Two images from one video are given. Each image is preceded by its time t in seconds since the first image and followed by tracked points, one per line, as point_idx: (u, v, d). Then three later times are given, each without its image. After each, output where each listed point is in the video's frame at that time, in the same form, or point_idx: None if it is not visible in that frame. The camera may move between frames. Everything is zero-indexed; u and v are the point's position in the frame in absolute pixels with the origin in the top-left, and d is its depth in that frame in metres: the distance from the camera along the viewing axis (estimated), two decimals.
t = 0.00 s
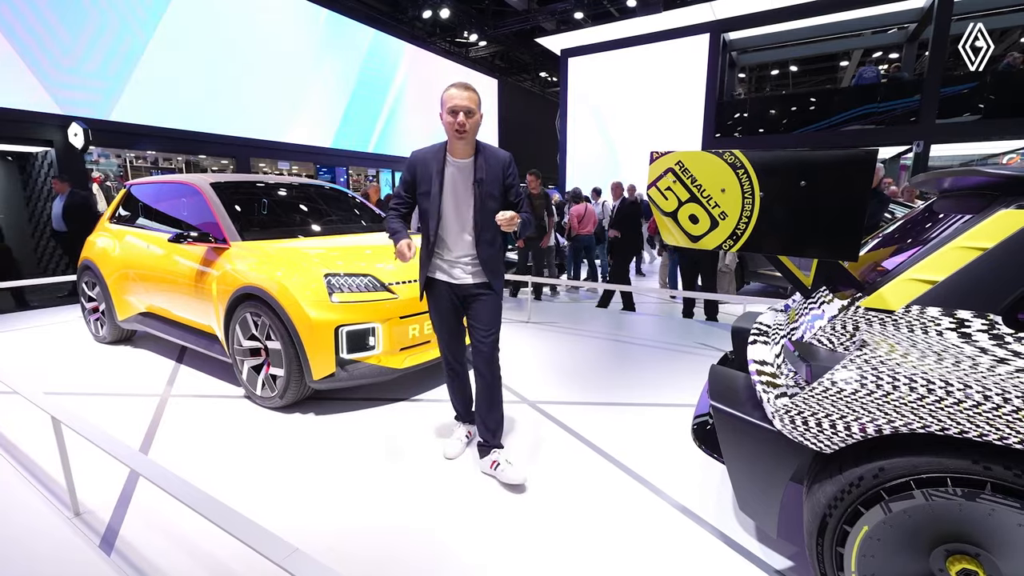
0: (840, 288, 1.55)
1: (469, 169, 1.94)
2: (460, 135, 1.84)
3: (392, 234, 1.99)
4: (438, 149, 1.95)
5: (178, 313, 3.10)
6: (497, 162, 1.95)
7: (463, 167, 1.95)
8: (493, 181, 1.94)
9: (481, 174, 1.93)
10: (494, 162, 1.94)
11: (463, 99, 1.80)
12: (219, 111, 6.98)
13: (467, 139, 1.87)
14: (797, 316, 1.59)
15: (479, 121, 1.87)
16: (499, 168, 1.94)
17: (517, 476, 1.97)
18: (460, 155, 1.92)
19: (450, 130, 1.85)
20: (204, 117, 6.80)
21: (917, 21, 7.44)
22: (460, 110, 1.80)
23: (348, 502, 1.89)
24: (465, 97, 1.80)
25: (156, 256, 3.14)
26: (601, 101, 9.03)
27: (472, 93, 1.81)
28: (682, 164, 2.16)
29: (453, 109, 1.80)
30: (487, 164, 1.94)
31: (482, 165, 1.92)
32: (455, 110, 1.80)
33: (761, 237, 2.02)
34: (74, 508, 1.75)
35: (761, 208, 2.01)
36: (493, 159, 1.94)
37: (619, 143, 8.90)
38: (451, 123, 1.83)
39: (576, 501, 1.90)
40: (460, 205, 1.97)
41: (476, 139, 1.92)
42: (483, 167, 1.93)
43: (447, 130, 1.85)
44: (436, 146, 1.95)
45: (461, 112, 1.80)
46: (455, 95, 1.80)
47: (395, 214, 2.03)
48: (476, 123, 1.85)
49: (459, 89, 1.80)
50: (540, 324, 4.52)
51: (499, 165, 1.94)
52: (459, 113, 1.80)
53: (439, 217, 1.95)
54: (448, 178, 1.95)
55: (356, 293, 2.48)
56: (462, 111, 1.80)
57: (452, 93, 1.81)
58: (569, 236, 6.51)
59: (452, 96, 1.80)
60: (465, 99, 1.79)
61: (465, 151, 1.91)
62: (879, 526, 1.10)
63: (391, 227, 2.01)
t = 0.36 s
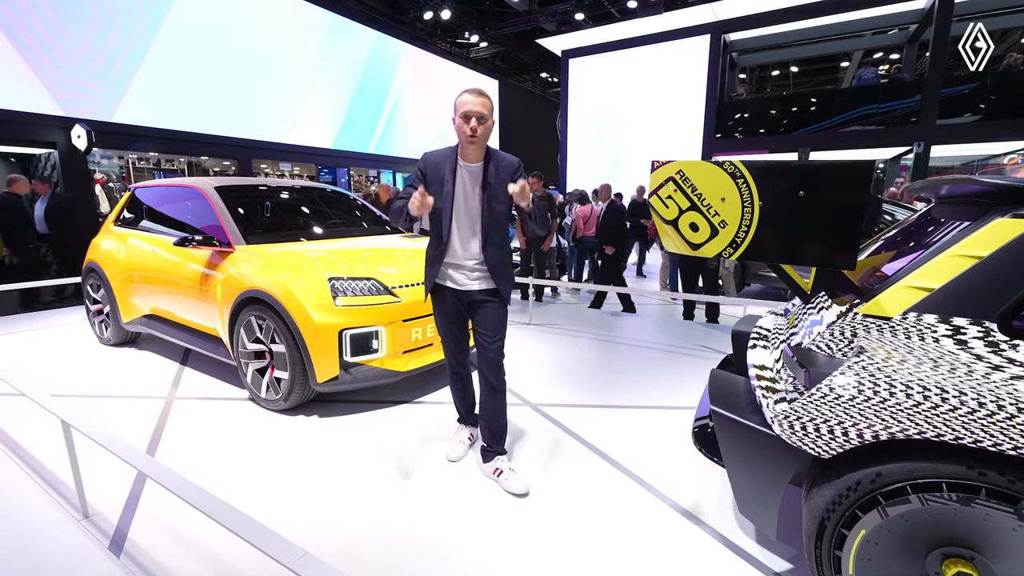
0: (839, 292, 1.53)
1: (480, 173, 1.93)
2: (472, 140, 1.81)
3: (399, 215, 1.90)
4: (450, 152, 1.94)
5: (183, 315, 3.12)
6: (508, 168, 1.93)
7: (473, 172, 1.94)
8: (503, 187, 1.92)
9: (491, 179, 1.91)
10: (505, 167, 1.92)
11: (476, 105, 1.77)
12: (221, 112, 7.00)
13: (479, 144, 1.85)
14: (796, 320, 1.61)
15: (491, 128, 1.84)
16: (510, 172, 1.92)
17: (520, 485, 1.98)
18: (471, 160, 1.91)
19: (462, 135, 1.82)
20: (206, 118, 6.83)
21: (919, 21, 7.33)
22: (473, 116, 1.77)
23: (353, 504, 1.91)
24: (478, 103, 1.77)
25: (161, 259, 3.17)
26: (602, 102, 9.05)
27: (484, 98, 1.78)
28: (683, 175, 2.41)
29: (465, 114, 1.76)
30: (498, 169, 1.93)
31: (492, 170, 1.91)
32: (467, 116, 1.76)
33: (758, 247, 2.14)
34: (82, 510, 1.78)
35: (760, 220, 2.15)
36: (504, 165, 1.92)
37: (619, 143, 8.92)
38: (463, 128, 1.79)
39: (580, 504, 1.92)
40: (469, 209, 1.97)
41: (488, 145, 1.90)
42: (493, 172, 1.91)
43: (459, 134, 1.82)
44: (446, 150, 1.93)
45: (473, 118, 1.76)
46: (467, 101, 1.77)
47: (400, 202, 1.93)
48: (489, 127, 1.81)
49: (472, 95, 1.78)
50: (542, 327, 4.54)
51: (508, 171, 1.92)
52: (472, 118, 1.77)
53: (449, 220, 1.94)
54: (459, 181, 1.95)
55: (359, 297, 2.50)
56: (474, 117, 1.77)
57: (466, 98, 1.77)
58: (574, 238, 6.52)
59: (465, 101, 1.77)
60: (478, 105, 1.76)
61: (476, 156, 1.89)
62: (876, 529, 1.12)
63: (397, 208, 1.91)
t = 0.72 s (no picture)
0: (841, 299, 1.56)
1: (485, 177, 1.95)
2: (477, 144, 1.83)
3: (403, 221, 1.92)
4: (455, 157, 1.95)
5: (186, 318, 3.14)
6: (514, 173, 1.97)
7: (479, 176, 1.96)
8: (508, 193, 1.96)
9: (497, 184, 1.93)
10: (510, 173, 1.96)
11: (478, 108, 1.79)
12: (223, 113, 7.02)
13: (484, 147, 1.86)
14: (797, 325, 1.63)
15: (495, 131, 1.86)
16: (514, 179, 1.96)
17: (522, 489, 1.99)
18: (477, 164, 1.93)
19: (467, 139, 1.83)
20: (208, 119, 6.85)
21: (920, 22, 7.39)
22: (476, 119, 1.78)
23: (357, 507, 1.93)
24: (481, 106, 1.79)
25: (164, 262, 3.18)
26: (603, 102, 9.06)
27: (488, 102, 1.81)
28: (684, 182, 2.13)
29: (469, 118, 1.79)
30: (504, 175, 1.97)
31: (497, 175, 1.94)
32: (471, 119, 1.79)
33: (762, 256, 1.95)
34: (90, 513, 1.80)
35: (761, 227, 1.96)
36: (509, 171, 1.96)
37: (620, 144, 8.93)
38: (468, 132, 1.81)
39: (583, 506, 1.93)
40: (476, 213, 1.99)
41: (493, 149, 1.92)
42: (499, 177, 1.94)
43: (464, 138, 1.84)
44: (452, 155, 1.95)
45: (477, 120, 1.78)
46: (470, 105, 1.79)
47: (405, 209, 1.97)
48: (492, 130, 1.83)
49: (476, 98, 1.79)
50: (544, 329, 4.55)
51: (514, 176, 1.96)
52: (475, 121, 1.79)
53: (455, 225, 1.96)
54: (465, 186, 1.97)
55: (362, 300, 2.51)
56: (478, 120, 1.79)
57: (469, 102, 1.80)
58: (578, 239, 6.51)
59: (469, 104, 1.79)
60: (482, 108, 1.78)
61: (482, 160, 1.92)
62: (876, 534, 1.13)
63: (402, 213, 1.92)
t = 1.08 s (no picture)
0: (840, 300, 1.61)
1: (489, 178, 1.95)
2: (480, 143, 1.83)
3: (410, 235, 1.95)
4: (457, 159, 1.96)
5: (188, 319, 3.14)
6: (517, 175, 1.97)
7: (481, 178, 1.95)
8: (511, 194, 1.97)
9: (501, 187, 1.93)
10: (514, 174, 1.97)
11: (482, 107, 1.81)
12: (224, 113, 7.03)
13: (487, 147, 1.87)
14: (799, 327, 1.63)
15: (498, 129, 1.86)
16: (518, 180, 1.97)
17: (524, 490, 1.99)
18: (479, 165, 1.92)
19: (470, 138, 1.84)
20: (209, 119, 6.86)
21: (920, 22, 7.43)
22: (478, 117, 1.80)
23: (359, 508, 1.93)
24: (484, 104, 1.81)
25: (167, 263, 3.19)
26: (603, 102, 9.06)
27: (490, 101, 1.83)
28: (687, 188, 2.48)
29: (471, 116, 1.80)
30: (506, 176, 1.96)
31: (501, 177, 1.93)
32: (474, 117, 1.80)
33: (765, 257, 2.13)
34: (93, 514, 1.80)
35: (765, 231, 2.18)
36: (512, 173, 1.97)
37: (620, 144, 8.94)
38: (470, 130, 1.82)
39: (584, 507, 1.94)
40: (478, 215, 1.99)
41: (496, 150, 1.92)
42: (503, 179, 1.94)
43: (467, 138, 1.84)
44: (455, 156, 1.96)
45: (479, 118, 1.80)
46: (473, 103, 1.81)
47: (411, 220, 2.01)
48: (496, 128, 1.84)
49: (479, 97, 1.81)
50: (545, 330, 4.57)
51: (518, 180, 1.97)
52: (477, 119, 1.80)
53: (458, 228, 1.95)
54: (467, 188, 1.97)
55: (364, 301, 2.52)
56: (480, 118, 1.80)
57: (472, 101, 1.81)
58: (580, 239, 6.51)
59: (472, 104, 1.80)
60: (485, 107, 1.80)
61: (484, 162, 1.92)
62: (878, 536, 1.14)
63: (409, 228, 1.96)
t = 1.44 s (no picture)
0: (845, 300, 1.57)
1: (498, 181, 1.92)
2: (490, 148, 1.82)
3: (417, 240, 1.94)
4: (466, 160, 1.93)
5: (189, 319, 3.14)
6: (527, 176, 1.93)
7: (491, 181, 1.93)
8: (523, 197, 1.93)
9: (511, 191, 1.91)
10: (524, 175, 1.92)
11: (493, 111, 1.78)
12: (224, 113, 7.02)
13: (497, 152, 1.85)
14: (803, 327, 1.62)
15: (510, 134, 1.86)
16: (528, 182, 1.93)
17: (527, 492, 1.98)
18: (489, 169, 1.90)
19: (480, 142, 1.83)
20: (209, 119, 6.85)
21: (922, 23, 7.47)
22: (489, 122, 1.78)
23: (361, 510, 1.92)
24: (495, 109, 1.79)
25: (167, 263, 3.19)
26: (604, 102, 9.04)
27: (501, 104, 1.80)
28: (692, 185, 2.51)
29: (483, 120, 1.78)
30: (517, 179, 1.92)
31: (512, 181, 1.90)
32: (485, 123, 1.78)
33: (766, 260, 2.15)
34: (94, 515, 1.79)
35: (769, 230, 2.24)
36: (522, 176, 1.92)
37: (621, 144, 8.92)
38: (480, 135, 1.81)
39: (587, 509, 1.93)
40: (486, 217, 1.96)
41: (507, 152, 1.89)
42: (513, 183, 1.91)
43: (477, 141, 1.83)
44: (464, 158, 1.93)
45: (490, 124, 1.78)
46: (483, 108, 1.79)
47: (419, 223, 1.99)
48: (506, 133, 1.83)
49: (489, 100, 1.79)
50: (547, 330, 4.57)
51: (528, 181, 1.92)
52: (489, 124, 1.79)
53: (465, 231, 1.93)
54: (476, 191, 1.94)
55: (365, 302, 2.51)
56: (491, 123, 1.79)
57: (482, 105, 1.79)
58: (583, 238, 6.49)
59: (482, 108, 1.78)
60: (496, 111, 1.78)
61: (494, 165, 1.89)
62: (885, 539, 1.13)
63: (417, 232, 1.96)
